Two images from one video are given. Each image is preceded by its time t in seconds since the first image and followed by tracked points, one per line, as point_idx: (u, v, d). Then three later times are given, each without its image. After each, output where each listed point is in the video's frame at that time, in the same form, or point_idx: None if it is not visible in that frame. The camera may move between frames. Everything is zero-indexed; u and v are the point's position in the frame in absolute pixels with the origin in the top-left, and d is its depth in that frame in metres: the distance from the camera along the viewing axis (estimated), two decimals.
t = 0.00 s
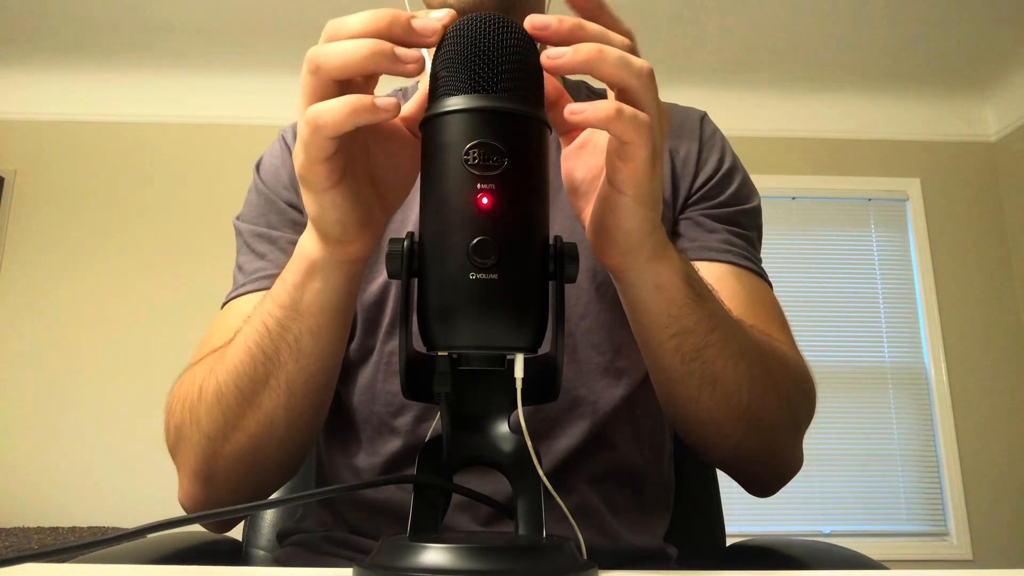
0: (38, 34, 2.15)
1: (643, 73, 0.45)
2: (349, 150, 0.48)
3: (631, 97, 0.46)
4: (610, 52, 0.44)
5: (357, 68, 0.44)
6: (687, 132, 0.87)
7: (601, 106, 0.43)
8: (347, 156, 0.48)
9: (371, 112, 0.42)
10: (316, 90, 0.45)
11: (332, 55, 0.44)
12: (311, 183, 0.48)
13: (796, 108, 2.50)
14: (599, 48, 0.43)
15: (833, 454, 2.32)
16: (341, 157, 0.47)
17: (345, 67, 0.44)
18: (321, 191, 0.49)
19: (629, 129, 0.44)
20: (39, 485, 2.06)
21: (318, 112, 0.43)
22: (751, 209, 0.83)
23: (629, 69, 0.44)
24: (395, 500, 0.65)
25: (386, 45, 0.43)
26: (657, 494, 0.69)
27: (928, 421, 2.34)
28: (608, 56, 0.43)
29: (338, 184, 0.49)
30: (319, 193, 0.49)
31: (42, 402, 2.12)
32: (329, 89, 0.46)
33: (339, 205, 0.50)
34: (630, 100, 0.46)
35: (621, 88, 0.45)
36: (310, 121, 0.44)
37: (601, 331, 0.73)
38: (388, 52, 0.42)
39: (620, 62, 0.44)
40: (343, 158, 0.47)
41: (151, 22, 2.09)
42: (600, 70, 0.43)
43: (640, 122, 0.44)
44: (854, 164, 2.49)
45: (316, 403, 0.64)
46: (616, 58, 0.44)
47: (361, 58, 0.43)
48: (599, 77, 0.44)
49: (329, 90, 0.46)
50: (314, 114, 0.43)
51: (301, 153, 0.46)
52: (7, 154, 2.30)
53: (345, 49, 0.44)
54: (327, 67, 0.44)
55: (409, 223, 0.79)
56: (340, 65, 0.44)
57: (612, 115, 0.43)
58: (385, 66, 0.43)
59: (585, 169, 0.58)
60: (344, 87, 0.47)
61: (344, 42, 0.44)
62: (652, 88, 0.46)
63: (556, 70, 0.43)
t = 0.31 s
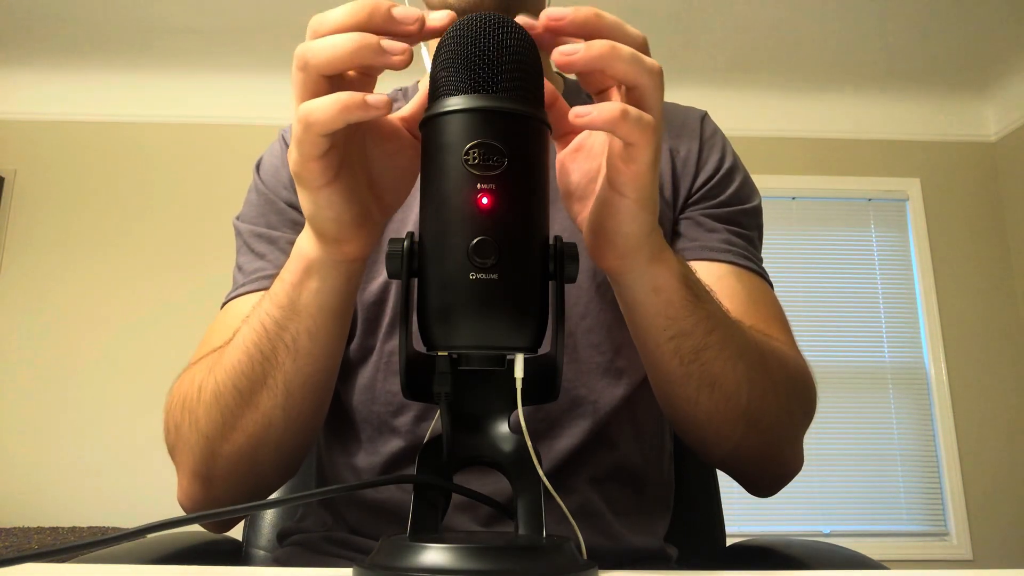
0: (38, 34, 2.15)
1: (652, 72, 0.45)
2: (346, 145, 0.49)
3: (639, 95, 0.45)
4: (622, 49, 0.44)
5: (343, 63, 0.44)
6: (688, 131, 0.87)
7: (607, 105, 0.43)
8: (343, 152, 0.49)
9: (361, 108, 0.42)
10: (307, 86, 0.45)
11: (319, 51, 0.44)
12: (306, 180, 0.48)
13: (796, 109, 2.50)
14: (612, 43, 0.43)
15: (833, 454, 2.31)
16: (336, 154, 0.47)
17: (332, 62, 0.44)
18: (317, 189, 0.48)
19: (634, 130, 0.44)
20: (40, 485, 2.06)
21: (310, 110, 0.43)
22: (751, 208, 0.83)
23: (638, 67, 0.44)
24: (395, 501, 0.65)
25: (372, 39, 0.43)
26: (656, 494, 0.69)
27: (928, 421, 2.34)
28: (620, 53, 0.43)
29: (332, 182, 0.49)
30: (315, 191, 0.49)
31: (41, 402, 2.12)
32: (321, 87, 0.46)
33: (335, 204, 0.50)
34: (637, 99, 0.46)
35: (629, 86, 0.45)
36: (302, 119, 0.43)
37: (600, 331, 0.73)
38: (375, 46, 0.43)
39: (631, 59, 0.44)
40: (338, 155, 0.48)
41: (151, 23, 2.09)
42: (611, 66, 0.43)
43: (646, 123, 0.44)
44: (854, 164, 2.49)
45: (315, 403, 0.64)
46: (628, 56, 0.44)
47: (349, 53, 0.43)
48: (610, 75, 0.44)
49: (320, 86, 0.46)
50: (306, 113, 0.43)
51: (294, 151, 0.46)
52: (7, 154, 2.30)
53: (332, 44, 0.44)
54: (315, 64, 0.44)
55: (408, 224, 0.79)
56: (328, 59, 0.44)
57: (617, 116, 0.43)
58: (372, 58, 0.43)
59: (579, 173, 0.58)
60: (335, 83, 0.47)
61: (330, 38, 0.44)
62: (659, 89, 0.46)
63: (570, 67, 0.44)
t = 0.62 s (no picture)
0: (38, 34, 2.15)
1: (653, 66, 0.45)
2: (334, 136, 0.48)
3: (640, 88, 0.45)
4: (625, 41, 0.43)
5: (329, 55, 0.43)
6: (688, 131, 0.87)
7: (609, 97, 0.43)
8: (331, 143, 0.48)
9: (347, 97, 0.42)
10: (294, 80, 0.45)
11: (303, 43, 0.44)
12: (298, 174, 0.48)
13: (796, 109, 2.50)
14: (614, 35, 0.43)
15: (833, 454, 2.32)
16: (324, 146, 0.47)
17: (317, 55, 0.44)
18: (307, 182, 0.48)
19: (634, 121, 0.44)
20: (42, 485, 2.06)
21: (297, 101, 0.43)
22: (750, 208, 0.83)
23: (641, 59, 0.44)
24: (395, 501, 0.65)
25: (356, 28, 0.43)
26: (656, 495, 0.69)
27: (928, 421, 2.34)
28: (622, 45, 0.43)
29: (324, 175, 0.49)
30: (306, 184, 0.49)
31: (42, 402, 2.12)
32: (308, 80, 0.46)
33: (320, 197, 0.50)
34: (637, 92, 0.45)
35: (630, 78, 0.45)
36: (289, 110, 0.43)
37: (600, 330, 0.73)
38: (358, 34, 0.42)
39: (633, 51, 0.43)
40: (326, 145, 0.47)
41: (151, 23, 2.09)
42: (613, 59, 0.43)
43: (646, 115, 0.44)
44: (854, 164, 2.49)
45: (310, 401, 0.64)
46: (629, 48, 0.43)
47: (333, 44, 0.43)
48: (611, 66, 0.44)
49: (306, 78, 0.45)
50: (294, 105, 0.43)
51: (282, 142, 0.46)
52: (7, 154, 2.30)
53: (314, 36, 0.44)
54: (301, 57, 0.44)
55: (408, 222, 0.79)
56: (313, 52, 0.44)
57: (617, 107, 0.43)
58: (356, 48, 0.43)
59: (580, 168, 0.58)
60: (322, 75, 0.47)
61: (314, 30, 0.44)
62: (660, 82, 0.45)
63: (571, 58, 0.43)
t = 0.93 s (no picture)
0: (37, 34, 2.15)
1: (648, 62, 0.45)
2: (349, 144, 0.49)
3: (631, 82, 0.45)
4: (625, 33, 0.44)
5: (342, 54, 0.43)
6: (688, 130, 0.87)
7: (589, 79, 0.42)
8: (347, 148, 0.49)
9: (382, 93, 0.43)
10: (303, 83, 0.45)
11: (313, 45, 0.44)
12: (309, 173, 0.47)
13: (795, 109, 2.50)
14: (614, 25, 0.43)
15: (833, 454, 2.31)
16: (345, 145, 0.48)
17: (327, 54, 0.43)
18: (320, 181, 0.48)
19: (611, 108, 0.44)
20: (42, 485, 2.06)
21: (333, 98, 0.43)
22: (750, 207, 0.83)
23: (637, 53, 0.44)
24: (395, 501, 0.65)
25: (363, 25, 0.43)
26: (656, 495, 0.69)
27: (928, 421, 2.34)
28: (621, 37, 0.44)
29: (335, 175, 0.49)
30: (318, 184, 0.49)
31: (42, 402, 2.12)
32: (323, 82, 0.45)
33: (335, 194, 0.50)
34: (629, 87, 0.46)
35: (625, 72, 0.45)
36: (325, 106, 0.43)
37: (601, 330, 0.73)
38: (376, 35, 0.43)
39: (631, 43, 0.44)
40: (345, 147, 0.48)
41: (151, 23, 2.09)
42: (609, 49, 0.44)
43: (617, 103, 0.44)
44: (854, 164, 2.49)
45: (313, 401, 0.64)
46: (628, 40, 0.44)
47: (346, 43, 0.43)
48: (608, 56, 0.44)
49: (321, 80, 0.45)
50: (328, 101, 0.43)
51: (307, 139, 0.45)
52: (8, 154, 2.30)
53: (328, 34, 0.43)
54: (313, 59, 0.44)
55: (408, 221, 0.79)
56: (323, 53, 0.44)
57: (597, 92, 0.43)
58: (364, 44, 0.43)
59: (581, 165, 0.58)
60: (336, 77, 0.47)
61: (321, 31, 0.44)
62: (654, 78, 0.45)
63: (574, 31, 0.43)
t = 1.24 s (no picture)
0: (37, 35, 2.15)
1: (631, 64, 0.45)
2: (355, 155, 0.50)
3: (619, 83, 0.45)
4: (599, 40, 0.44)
5: (371, 66, 0.43)
6: (689, 131, 0.87)
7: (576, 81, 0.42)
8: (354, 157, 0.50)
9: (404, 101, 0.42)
10: (325, 83, 0.45)
11: (345, 51, 0.43)
12: (311, 170, 0.47)
13: (795, 108, 2.50)
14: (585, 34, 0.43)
15: (833, 454, 2.31)
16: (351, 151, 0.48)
17: (357, 62, 0.43)
18: (321, 180, 0.48)
19: (599, 110, 0.44)
20: (41, 485, 2.06)
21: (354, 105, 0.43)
22: (751, 207, 0.83)
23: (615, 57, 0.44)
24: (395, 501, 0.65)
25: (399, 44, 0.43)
26: (656, 495, 0.69)
27: (928, 421, 2.34)
28: (594, 44, 0.43)
29: (337, 174, 0.49)
30: (320, 182, 0.49)
31: (42, 402, 2.12)
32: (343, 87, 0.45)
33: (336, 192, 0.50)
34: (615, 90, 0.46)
35: (607, 77, 0.45)
36: (342, 110, 0.44)
37: (601, 329, 0.73)
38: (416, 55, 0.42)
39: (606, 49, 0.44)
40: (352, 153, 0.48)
41: (150, 23, 2.09)
42: (586, 58, 0.44)
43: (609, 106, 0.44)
44: (854, 164, 2.49)
45: (313, 400, 0.64)
46: (605, 47, 0.44)
47: (376, 56, 0.43)
48: (587, 64, 0.44)
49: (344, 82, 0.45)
50: (348, 106, 0.43)
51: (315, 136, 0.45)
52: (8, 154, 2.30)
53: (360, 44, 0.43)
54: (344, 63, 0.44)
55: (408, 221, 0.79)
56: (353, 62, 0.43)
57: (583, 94, 0.42)
58: (398, 62, 0.43)
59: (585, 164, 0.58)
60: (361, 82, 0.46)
61: (355, 39, 0.44)
62: (640, 77, 0.45)
63: (546, 50, 0.44)
